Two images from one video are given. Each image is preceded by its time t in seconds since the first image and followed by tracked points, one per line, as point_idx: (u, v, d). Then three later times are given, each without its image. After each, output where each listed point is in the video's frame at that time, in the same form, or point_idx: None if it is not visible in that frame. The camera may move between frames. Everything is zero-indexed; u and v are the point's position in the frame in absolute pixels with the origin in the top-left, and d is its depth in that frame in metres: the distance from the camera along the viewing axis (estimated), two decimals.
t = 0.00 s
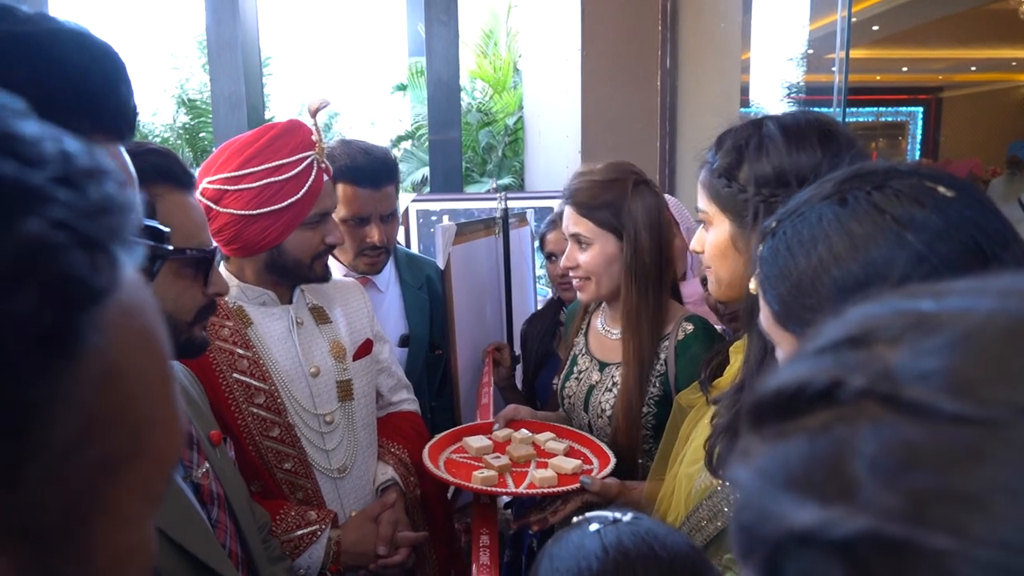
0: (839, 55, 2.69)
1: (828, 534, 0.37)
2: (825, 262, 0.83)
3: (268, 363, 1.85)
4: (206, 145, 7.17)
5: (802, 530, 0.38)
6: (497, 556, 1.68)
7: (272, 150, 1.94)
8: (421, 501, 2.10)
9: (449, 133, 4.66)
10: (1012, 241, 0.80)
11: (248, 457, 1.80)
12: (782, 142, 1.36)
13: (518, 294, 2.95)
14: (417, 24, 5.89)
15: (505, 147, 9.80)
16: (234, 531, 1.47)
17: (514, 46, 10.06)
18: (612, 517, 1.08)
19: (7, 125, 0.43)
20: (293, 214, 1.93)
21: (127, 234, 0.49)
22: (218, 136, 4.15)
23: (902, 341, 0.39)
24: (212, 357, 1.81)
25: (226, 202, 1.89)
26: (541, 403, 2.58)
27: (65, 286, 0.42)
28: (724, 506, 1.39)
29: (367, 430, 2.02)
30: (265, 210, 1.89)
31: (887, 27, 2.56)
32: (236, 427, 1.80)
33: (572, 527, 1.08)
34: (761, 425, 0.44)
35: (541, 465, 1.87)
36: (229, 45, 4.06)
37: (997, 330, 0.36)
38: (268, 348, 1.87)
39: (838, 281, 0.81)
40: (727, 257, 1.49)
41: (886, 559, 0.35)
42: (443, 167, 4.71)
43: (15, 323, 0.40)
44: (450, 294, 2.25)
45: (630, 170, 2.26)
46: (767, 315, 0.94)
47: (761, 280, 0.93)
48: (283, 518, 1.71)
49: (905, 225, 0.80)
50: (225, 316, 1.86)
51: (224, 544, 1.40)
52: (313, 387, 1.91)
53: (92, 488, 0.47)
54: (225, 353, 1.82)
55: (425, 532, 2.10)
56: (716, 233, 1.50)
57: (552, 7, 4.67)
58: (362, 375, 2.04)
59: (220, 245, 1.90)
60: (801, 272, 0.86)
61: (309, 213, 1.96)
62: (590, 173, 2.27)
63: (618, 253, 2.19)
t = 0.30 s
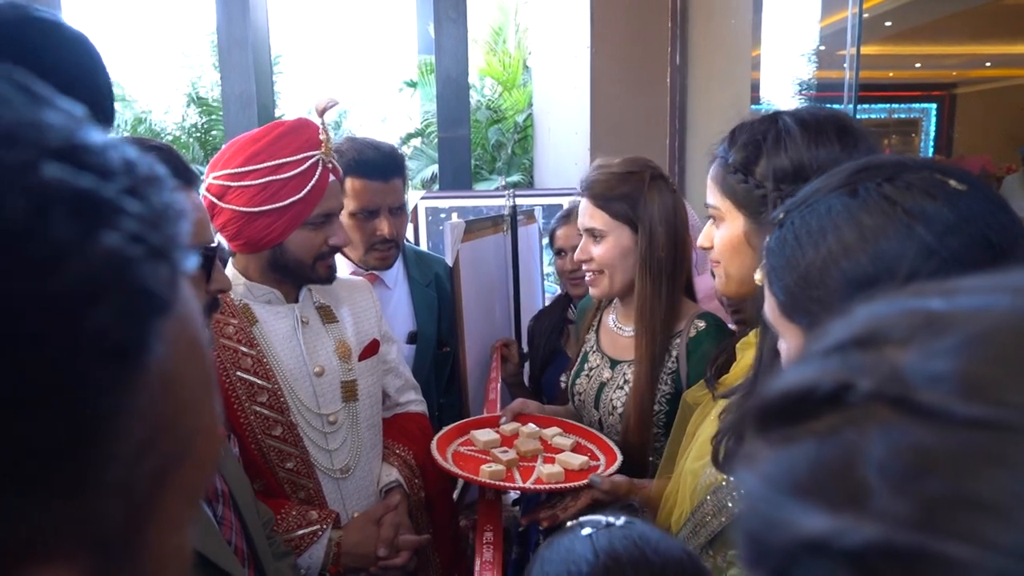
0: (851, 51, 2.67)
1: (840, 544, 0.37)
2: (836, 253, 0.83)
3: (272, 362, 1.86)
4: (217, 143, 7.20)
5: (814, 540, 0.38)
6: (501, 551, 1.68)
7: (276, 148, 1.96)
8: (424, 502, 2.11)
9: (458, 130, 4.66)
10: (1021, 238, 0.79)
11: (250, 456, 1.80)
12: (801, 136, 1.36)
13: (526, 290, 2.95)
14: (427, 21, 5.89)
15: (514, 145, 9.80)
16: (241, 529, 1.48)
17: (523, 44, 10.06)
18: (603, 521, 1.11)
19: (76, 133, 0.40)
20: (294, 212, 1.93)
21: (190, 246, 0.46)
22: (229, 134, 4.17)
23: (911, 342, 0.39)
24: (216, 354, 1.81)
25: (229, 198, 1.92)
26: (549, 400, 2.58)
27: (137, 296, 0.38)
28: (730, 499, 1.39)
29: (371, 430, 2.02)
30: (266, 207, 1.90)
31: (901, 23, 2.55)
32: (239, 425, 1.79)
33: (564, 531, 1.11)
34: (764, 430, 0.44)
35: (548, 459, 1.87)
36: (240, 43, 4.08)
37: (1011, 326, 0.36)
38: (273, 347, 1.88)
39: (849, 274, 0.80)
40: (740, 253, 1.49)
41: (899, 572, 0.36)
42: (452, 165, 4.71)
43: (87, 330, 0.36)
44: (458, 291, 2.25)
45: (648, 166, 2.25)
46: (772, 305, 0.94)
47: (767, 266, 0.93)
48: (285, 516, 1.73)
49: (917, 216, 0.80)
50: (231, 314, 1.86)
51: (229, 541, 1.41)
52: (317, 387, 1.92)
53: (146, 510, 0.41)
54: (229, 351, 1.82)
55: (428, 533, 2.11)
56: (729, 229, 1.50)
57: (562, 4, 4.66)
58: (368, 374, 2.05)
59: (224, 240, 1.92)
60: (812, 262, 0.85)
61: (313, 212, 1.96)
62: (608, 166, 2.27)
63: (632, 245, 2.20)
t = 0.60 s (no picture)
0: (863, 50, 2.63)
1: (938, 547, 0.36)
2: (902, 228, 0.87)
3: (281, 362, 1.87)
4: (226, 142, 7.19)
5: (904, 539, 0.38)
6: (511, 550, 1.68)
7: (270, 138, 1.96)
8: (431, 508, 2.09)
9: (467, 130, 4.66)
10: None
11: (255, 454, 1.81)
12: (817, 135, 1.38)
13: (534, 289, 2.95)
14: (436, 21, 5.89)
15: (523, 144, 9.77)
16: (246, 528, 1.48)
17: (532, 43, 10.04)
18: (621, 530, 1.10)
19: (110, 132, 0.42)
20: (272, 203, 1.90)
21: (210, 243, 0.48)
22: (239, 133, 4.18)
23: (1014, 329, 0.41)
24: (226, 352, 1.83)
25: (230, 188, 1.99)
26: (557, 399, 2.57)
27: (176, 301, 0.40)
28: (743, 501, 1.38)
29: (379, 434, 2.01)
30: (249, 196, 1.92)
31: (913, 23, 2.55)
32: (246, 423, 1.80)
33: (581, 542, 1.09)
34: (840, 418, 0.46)
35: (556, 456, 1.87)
36: (250, 42, 4.09)
37: None
38: (283, 345, 1.89)
39: (917, 244, 0.83)
40: (754, 253, 1.47)
41: None
42: (461, 164, 4.71)
43: (132, 335, 0.38)
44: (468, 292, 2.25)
45: (659, 163, 2.25)
46: (805, 282, 1.02)
47: (809, 246, 1.01)
48: (290, 516, 1.74)
49: (992, 189, 0.84)
50: (242, 312, 1.87)
51: (235, 540, 1.42)
52: (325, 388, 1.93)
53: (174, 515, 0.43)
54: (239, 349, 1.84)
55: (433, 539, 2.09)
56: (740, 231, 1.49)
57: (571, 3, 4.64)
58: (378, 378, 2.04)
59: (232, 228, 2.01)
60: (871, 235, 0.91)
61: (292, 205, 1.91)
62: (620, 164, 2.26)
63: (648, 241, 2.18)
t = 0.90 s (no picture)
0: (867, 49, 2.67)
1: None
2: (927, 216, 0.87)
3: (289, 356, 1.88)
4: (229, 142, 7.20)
5: None
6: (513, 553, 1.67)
7: (273, 132, 1.97)
8: (433, 508, 2.07)
9: (469, 129, 4.66)
10: None
11: (259, 448, 1.81)
12: (828, 131, 1.37)
13: (535, 289, 2.95)
14: (439, 20, 5.89)
15: (526, 144, 9.64)
16: (241, 527, 1.47)
17: (536, 44, 10.05)
18: (626, 536, 1.09)
19: (43, 105, 0.39)
20: (267, 197, 1.89)
21: (158, 222, 0.45)
22: (242, 133, 4.19)
23: None
24: (233, 345, 1.84)
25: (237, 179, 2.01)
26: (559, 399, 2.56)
27: (110, 281, 0.38)
28: (750, 508, 1.37)
29: (384, 432, 2.01)
30: (249, 188, 1.93)
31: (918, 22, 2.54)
32: (251, 418, 1.81)
33: (584, 549, 1.08)
34: (950, 414, 0.40)
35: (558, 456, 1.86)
36: (253, 42, 4.10)
37: None
38: (291, 341, 1.90)
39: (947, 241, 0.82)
40: (762, 253, 1.46)
41: None
42: (463, 164, 4.71)
43: (67, 319, 0.36)
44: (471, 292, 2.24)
45: (657, 163, 2.23)
46: (821, 280, 1.01)
47: (824, 240, 1.01)
48: (292, 513, 1.74)
49: (1019, 176, 0.85)
50: (252, 306, 1.89)
51: (229, 540, 1.40)
52: (332, 384, 1.93)
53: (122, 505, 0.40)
54: (246, 343, 1.85)
55: (435, 539, 2.07)
56: (746, 231, 1.48)
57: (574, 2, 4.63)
58: (385, 377, 2.03)
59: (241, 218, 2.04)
60: (894, 226, 0.90)
61: (285, 197, 1.88)
62: (619, 165, 2.25)
63: (648, 240, 2.16)
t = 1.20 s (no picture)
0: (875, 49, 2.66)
1: None
2: (949, 211, 0.86)
3: (309, 356, 1.89)
4: (237, 144, 7.23)
5: None
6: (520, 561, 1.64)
7: (295, 128, 2.00)
8: (444, 520, 2.03)
9: (475, 132, 4.66)
10: None
11: (274, 446, 1.82)
12: (852, 128, 1.35)
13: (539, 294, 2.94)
14: (445, 23, 5.90)
15: (533, 147, 9.72)
16: (245, 529, 1.47)
17: (543, 46, 10.07)
18: (640, 549, 1.07)
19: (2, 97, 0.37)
20: (285, 191, 1.93)
21: (130, 221, 0.42)
22: (248, 135, 4.20)
23: None
24: (255, 343, 1.86)
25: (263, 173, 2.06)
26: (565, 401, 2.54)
27: (70, 279, 0.35)
28: (767, 517, 1.36)
29: (401, 436, 1.99)
30: (270, 183, 1.98)
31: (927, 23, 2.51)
32: (269, 416, 1.83)
33: (597, 562, 1.06)
34: None
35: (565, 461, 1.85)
36: (259, 45, 4.11)
37: None
38: (312, 341, 1.91)
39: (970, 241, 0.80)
40: (785, 254, 1.45)
41: None
42: (469, 166, 4.71)
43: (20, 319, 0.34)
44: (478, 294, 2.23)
45: (663, 164, 2.22)
46: (843, 297, 0.97)
47: (841, 246, 0.98)
48: (302, 515, 1.73)
49: None
50: (275, 304, 1.91)
51: (233, 542, 1.40)
52: (351, 386, 1.92)
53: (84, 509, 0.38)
54: (268, 341, 1.87)
55: (446, 546, 2.04)
56: (767, 230, 1.47)
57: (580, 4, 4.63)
58: (406, 382, 2.02)
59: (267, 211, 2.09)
60: (916, 226, 0.89)
61: (298, 193, 1.91)
62: (622, 167, 2.24)
63: (661, 244, 2.15)
